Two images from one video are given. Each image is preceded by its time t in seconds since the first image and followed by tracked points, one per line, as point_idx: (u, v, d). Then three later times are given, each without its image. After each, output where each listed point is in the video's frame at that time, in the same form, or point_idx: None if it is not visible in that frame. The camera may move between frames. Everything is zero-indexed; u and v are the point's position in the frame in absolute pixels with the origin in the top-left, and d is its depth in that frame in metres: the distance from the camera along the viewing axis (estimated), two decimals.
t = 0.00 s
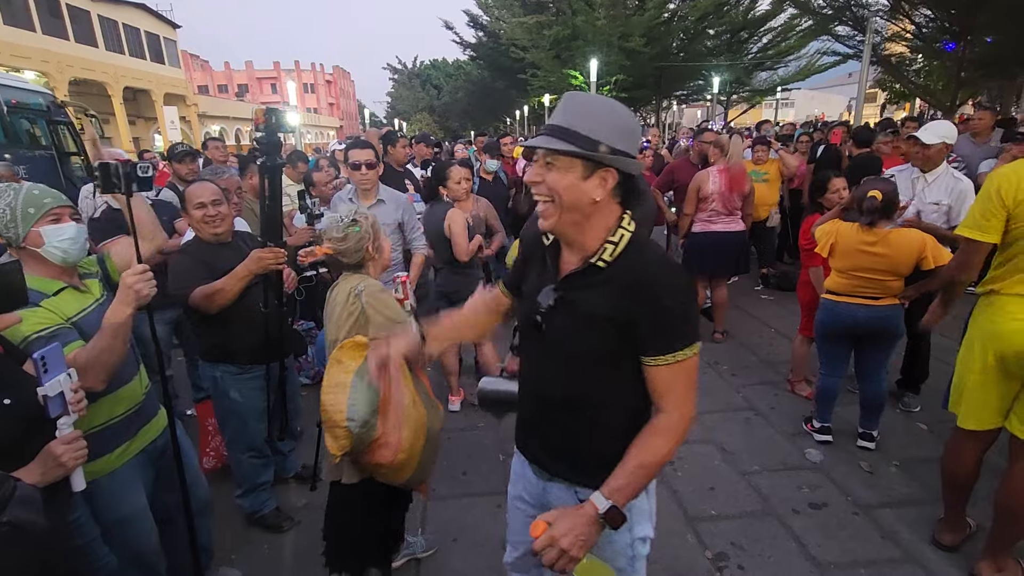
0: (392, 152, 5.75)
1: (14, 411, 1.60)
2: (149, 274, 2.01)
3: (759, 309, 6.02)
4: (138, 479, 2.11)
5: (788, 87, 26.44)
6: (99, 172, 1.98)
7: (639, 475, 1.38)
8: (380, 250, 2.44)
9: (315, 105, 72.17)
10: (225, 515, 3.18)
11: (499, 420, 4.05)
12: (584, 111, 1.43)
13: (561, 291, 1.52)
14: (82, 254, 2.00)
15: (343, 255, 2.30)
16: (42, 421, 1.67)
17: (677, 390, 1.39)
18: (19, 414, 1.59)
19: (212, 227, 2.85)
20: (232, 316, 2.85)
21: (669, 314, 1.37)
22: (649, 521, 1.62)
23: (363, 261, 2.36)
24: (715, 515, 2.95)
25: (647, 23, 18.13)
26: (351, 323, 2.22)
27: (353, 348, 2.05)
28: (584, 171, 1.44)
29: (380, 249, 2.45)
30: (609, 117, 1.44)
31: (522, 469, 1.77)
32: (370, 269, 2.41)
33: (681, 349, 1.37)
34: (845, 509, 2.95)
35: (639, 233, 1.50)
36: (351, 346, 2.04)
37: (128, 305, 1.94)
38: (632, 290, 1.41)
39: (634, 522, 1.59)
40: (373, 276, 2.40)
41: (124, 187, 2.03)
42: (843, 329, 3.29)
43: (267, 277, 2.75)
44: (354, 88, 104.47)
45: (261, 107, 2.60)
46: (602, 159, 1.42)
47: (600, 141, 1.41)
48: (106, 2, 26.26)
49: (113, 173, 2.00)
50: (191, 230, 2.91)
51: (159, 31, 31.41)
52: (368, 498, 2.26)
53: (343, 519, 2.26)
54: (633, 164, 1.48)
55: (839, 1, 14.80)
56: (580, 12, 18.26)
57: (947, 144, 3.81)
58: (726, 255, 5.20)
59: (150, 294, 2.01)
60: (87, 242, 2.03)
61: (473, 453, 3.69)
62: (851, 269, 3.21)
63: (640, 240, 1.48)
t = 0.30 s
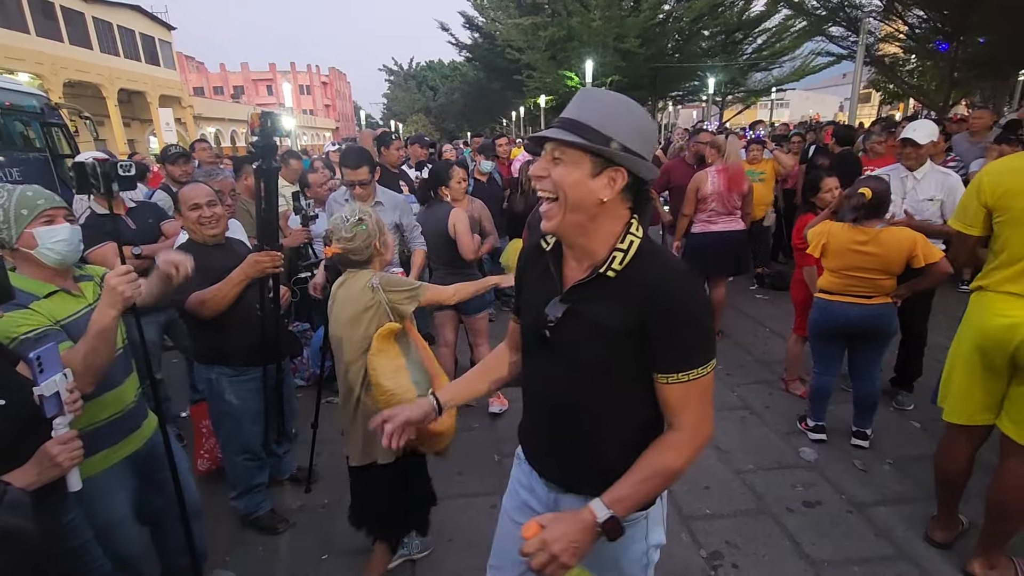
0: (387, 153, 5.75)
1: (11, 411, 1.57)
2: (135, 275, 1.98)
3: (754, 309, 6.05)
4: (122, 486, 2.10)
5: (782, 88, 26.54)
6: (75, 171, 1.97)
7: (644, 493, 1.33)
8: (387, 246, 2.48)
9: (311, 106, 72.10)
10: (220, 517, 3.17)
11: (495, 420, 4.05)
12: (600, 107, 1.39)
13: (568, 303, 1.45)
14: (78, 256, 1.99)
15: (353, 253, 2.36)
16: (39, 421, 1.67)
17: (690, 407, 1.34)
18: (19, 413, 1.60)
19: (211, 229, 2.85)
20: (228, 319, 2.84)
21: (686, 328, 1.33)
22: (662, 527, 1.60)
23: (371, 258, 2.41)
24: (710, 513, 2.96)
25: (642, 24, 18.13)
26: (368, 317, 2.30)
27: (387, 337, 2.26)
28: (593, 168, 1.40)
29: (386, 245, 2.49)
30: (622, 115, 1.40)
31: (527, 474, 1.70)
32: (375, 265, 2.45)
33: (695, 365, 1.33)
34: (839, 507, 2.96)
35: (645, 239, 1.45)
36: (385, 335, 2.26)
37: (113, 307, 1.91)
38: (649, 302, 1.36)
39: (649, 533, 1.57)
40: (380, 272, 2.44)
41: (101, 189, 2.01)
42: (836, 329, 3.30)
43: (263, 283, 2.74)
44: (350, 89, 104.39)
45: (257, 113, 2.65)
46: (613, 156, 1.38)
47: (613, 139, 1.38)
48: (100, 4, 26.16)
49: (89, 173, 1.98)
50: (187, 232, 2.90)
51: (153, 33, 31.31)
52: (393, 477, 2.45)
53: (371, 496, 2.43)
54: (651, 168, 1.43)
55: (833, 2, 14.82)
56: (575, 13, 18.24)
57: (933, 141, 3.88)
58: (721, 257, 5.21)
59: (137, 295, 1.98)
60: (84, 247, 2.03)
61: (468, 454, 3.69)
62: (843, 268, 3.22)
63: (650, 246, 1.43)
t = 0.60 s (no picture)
0: (383, 154, 5.76)
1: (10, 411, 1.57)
2: (131, 274, 1.98)
3: (749, 309, 6.08)
4: (113, 488, 2.11)
5: (777, 89, 26.64)
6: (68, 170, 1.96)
7: (563, 488, 1.34)
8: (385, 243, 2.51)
9: (307, 108, 72.02)
10: (217, 518, 3.18)
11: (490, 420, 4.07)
12: (520, 119, 1.35)
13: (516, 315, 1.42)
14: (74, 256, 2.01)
15: (352, 250, 2.38)
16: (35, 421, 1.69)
17: (626, 421, 1.28)
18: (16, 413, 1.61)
19: (210, 230, 2.86)
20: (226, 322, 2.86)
21: (626, 343, 1.27)
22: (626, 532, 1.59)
23: (370, 255, 2.42)
24: (703, 512, 2.98)
25: (637, 26, 18.14)
26: (375, 312, 2.35)
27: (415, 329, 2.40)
28: (526, 181, 1.36)
29: (383, 243, 2.51)
30: (544, 123, 1.35)
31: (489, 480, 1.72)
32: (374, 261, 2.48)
33: (632, 380, 1.27)
34: (831, 505, 2.98)
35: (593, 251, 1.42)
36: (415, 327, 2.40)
37: (110, 305, 1.93)
38: (592, 314, 1.31)
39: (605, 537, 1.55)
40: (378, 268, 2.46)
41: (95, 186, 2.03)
42: (828, 327, 3.33)
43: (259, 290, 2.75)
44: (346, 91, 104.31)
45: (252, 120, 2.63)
46: (542, 168, 1.34)
47: (540, 150, 1.33)
48: (94, 6, 26.08)
49: (82, 172, 1.98)
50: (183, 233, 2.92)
51: (148, 35, 31.23)
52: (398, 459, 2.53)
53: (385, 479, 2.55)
54: (583, 171, 1.39)
55: (826, 3, 14.84)
56: (571, 15, 18.23)
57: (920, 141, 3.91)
58: (718, 257, 5.24)
59: (132, 293, 1.98)
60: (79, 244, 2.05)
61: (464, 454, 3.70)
62: (834, 266, 3.25)
63: (598, 258, 1.41)
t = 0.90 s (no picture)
0: (381, 159, 5.79)
1: (13, 416, 1.60)
2: (137, 280, 1.99)
3: (745, 310, 6.12)
4: (121, 486, 2.13)
5: (774, 90, 26.73)
6: (71, 178, 1.97)
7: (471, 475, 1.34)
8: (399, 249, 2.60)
9: (304, 109, 71.95)
10: (217, 521, 3.20)
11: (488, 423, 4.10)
12: (437, 133, 1.42)
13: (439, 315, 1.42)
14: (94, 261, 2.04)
15: (363, 259, 2.47)
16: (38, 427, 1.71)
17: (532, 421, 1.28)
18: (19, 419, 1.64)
19: (209, 234, 2.88)
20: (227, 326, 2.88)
21: (532, 343, 1.26)
22: (553, 552, 1.61)
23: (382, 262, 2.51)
24: (699, 513, 3.01)
25: (633, 28, 18.15)
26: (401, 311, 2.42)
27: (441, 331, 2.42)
28: (437, 189, 1.39)
29: (395, 248, 2.57)
30: (459, 137, 1.41)
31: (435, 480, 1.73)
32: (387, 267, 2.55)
33: (538, 381, 1.27)
34: (825, 505, 3.02)
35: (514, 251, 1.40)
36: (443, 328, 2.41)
37: (115, 309, 1.95)
38: (498, 315, 1.30)
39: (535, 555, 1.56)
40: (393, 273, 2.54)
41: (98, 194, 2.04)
42: (821, 329, 3.37)
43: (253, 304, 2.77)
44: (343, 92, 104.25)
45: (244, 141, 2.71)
46: (450, 176, 1.38)
47: (448, 158, 1.38)
48: (90, 8, 26.01)
49: (86, 180, 1.99)
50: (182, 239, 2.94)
51: (145, 37, 31.16)
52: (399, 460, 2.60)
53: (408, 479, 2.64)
54: (494, 176, 1.43)
55: (821, 5, 14.85)
56: (567, 17, 18.21)
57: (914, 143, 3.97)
58: (715, 260, 5.27)
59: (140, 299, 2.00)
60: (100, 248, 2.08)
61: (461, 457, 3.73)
62: (827, 269, 3.29)
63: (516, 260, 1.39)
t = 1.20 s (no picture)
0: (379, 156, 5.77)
1: (12, 413, 1.58)
2: (138, 275, 1.97)
3: (744, 308, 6.12)
4: (124, 477, 2.11)
5: (771, 89, 26.79)
6: (70, 176, 1.88)
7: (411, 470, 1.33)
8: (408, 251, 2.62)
9: (301, 108, 71.78)
10: (216, 519, 3.18)
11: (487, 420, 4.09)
12: (410, 127, 1.40)
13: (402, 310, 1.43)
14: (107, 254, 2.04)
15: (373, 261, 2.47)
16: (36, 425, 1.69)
17: (472, 424, 1.25)
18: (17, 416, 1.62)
19: (207, 232, 2.85)
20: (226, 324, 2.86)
21: (473, 342, 1.24)
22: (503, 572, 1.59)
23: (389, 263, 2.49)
24: (700, 510, 3.00)
25: (631, 27, 18.13)
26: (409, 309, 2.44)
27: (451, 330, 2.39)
28: (410, 185, 1.39)
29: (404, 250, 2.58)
30: (432, 130, 1.40)
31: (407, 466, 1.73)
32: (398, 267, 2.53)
33: (480, 383, 1.24)
34: (825, 502, 3.01)
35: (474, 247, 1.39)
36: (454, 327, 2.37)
37: (118, 304, 1.92)
38: (444, 313, 1.29)
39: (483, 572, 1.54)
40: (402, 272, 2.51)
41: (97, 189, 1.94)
42: (821, 327, 3.36)
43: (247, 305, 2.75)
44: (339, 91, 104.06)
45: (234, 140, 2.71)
46: (422, 172, 1.36)
47: (420, 153, 1.37)
48: (86, 6, 25.87)
49: (86, 176, 1.90)
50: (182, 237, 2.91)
51: (141, 35, 31.02)
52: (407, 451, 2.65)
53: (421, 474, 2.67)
54: (469, 173, 1.42)
55: (819, 4, 14.85)
56: (566, 17, 18.17)
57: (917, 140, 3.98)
58: (714, 258, 5.26)
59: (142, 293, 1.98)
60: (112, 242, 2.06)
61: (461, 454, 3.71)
62: (827, 266, 3.28)
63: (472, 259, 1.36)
